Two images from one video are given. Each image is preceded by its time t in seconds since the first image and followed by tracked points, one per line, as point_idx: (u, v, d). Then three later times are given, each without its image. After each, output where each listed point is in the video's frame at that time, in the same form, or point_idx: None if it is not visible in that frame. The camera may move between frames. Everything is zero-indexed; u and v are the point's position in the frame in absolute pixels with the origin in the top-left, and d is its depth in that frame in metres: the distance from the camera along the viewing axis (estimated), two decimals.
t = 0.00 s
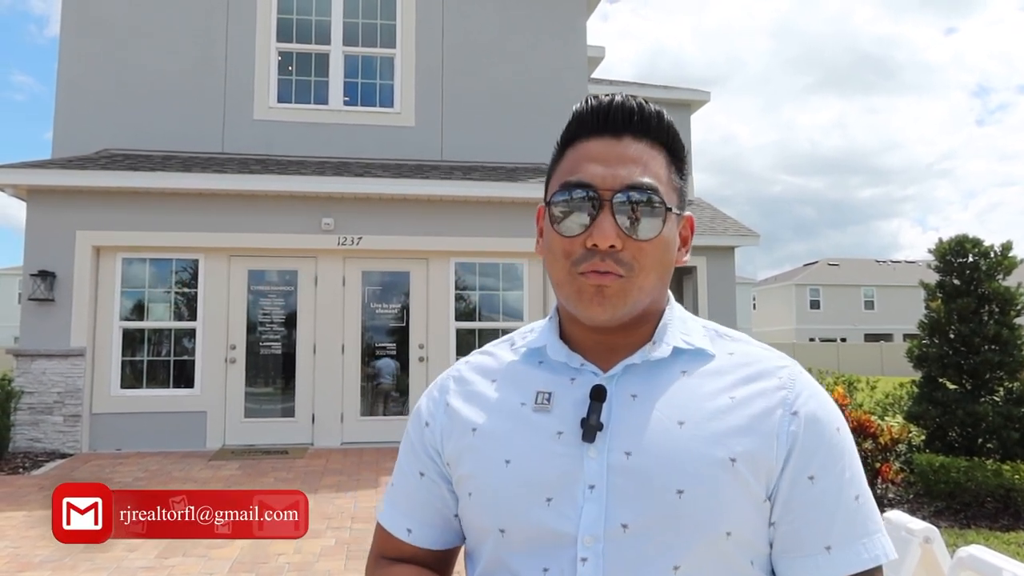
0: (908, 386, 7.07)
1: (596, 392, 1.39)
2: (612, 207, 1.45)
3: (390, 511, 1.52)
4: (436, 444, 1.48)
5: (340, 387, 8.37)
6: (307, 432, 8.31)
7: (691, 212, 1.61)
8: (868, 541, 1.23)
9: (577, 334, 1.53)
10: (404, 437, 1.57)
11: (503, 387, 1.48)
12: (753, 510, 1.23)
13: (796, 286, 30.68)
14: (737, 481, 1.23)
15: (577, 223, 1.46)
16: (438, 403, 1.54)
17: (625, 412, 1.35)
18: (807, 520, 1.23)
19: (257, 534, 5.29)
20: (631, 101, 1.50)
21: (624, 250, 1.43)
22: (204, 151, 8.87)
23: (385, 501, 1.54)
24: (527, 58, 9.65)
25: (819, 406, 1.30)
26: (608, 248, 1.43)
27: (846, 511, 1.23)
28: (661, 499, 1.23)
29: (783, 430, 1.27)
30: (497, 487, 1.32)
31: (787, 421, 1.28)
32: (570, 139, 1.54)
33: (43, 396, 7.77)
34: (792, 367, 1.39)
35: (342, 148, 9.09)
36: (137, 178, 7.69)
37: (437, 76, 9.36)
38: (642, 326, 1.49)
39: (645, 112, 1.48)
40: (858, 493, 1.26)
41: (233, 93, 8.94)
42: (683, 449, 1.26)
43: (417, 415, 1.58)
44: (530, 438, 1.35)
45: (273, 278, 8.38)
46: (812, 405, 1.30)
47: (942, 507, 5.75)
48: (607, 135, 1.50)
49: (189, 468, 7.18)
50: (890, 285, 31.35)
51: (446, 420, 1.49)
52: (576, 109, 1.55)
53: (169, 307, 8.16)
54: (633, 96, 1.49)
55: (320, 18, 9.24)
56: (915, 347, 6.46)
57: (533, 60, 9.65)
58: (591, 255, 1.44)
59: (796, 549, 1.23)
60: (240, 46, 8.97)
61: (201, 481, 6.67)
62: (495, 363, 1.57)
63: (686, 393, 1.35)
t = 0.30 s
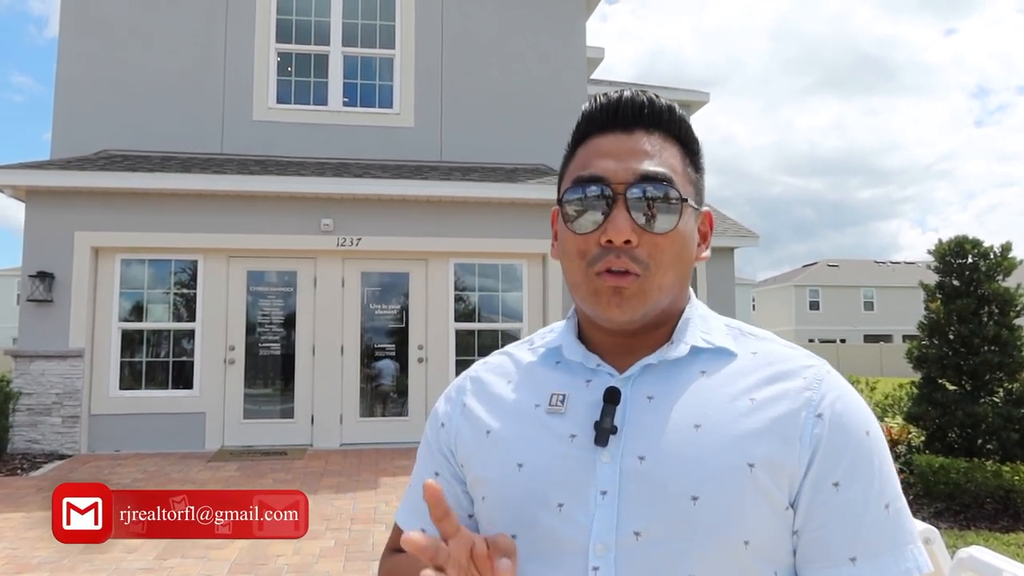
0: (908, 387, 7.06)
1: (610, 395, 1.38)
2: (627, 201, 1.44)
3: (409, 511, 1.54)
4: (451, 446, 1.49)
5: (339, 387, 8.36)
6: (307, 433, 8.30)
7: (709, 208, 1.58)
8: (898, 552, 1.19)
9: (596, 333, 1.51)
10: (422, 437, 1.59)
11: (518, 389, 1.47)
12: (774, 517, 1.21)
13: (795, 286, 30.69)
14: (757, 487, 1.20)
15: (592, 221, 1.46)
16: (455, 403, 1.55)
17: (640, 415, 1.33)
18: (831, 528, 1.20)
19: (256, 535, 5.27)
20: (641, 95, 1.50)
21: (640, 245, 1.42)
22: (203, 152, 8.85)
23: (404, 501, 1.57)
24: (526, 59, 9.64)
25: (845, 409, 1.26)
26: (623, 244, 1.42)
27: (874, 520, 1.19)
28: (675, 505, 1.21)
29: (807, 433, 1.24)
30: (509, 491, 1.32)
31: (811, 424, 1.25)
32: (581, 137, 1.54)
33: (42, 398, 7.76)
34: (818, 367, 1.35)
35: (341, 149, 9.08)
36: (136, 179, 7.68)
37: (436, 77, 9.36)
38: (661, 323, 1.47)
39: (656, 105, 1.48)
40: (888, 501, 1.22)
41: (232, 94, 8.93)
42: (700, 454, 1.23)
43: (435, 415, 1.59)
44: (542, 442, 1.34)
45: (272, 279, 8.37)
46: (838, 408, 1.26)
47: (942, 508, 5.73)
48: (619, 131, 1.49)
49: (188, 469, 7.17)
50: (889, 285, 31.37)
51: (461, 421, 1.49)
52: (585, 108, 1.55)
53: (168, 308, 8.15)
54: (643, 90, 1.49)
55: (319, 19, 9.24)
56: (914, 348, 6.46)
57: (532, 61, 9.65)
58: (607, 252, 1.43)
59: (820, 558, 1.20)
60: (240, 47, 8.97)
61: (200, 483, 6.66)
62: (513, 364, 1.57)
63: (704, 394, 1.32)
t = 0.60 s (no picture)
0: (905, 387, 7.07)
1: (613, 399, 1.37)
2: (635, 203, 1.44)
3: (416, 513, 1.56)
4: (456, 450, 1.50)
5: (337, 387, 8.36)
6: (305, 432, 8.29)
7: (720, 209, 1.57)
8: (907, 564, 1.17)
9: (601, 334, 1.52)
10: (428, 440, 1.61)
11: (522, 392, 1.48)
12: (778, 525, 1.19)
13: (794, 286, 30.70)
14: (760, 494, 1.19)
15: (599, 221, 1.46)
16: (461, 406, 1.56)
17: (642, 420, 1.33)
18: (838, 537, 1.18)
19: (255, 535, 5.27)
20: (654, 95, 1.49)
21: (647, 247, 1.42)
22: (201, 151, 8.84)
23: (411, 504, 1.59)
24: (525, 58, 9.64)
25: (853, 416, 1.24)
26: (630, 246, 1.43)
27: (881, 531, 1.17)
28: (676, 512, 1.21)
29: (812, 441, 1.23)
30: (512, 496, 1.33)
31: (817, 431, 1.23)
32: (593, 136, 1.54)
33: (40, 397, 7.75)
34: (826, 372, 1.34)
35: (340, 148, 9.07)
36: (134, 178, 7.67)
37: (435, 76, 9.35)
38: (668, 325, 1.47)
39: (668, 105, 1.47)
40: (897, 511, 1.20)
41: (231, 93, 8.92)
42: (702, 460, 1.23)
43: (441, 419, 1.61)
44: (545, 447, 1.34)
45: (271, 278, 8.36)
46: (845, 414, 1.24)
47: (940, 507, 5.73)
48: (630, 131, 1.49)
49: (186, 469, 7.17)
50: (888, 285, 31.39)
51: (465, 425, 1.50)
52: (597, 107, 1.55)
53: (166, 308, 8.14)
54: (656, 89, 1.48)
55: (318, 18, 9.23)
56: (912, 348, 6.47)
57: (532, 60, 9.64)
58: (613, 253, 1.44)
59: (825, 568, 1.19)
60: (239, 46, 8.96)
61: (198, 482, 6.65)
62: (519, 367, 1.58)
63: (707, 399, 1.31)
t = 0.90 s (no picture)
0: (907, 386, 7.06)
1: (601, 401, 1.37)
2: (619, 202, 1.43)
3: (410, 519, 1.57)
4: (448, 454, 1.50)
5: (338, 386, 8.35)
6: (306, 432, 8.29)
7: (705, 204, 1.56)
8: (900, 563, 1.16)
9: (589, 335, 1.51)
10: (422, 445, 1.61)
11: (512, 395, 1.48)
12: (769, 525, 1.18)
13: (794, 286, 30.68)
14: (749, 495, 1.18)
15: (584, 223, 1.46)
16: (452, 410, 1.56)
17: (630, 422, 1.32)
18: (829, 535, 1.17)
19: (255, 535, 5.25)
20: (632, 93, 1.49)
21: (633, 245, 1.41)
22: (202, 151, 8.84)
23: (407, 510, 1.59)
24: (525, 58, 9.63)
25: (843, 414, 1.22)
26: (615, 245, 1.42)
27: (872, 529, 1.16)
28: (665, 514, 1.20)
29: (803, 439, 1.21)
30: (502, 500, 1.33)
31: (807, 430, 1.21)
32: (573, 138, 1.54)
33: (40, 397, 7.74)
34: (817, 369, 1.32)
35: (340, 148, 9.06)
36: (134, 178, 7.67)
37: (435, 76, 9.35)
38: (657, 323, 1.45)
39: (647, 103, 1.46)
40: (890, 510, 1.18)
41: (231, 93, 8.91)
42: (691, 461, 1.21)
43: (433, 423, 1.61)
44: (533, 450, 1.34)
45: (271, 278, 8.36)
46: (835, 412, 1.22)
47: (941, 507, 5.72)
48: (609, 130, 1.48)
49: (186, 469, 7.16)
50: (889, 285, 31.36)
51: (457, 429, 1.50)
52: (576, 108, 1.55)
53: (167, 308, 8.14)
54: (633, 87, 1.48)
55: (318, 18, 9.22)
56: (913, 348, 6.46)
57: (532, 61, 9.64)
58: (598, 254, 1.43)
59: (818, 569, 1.17)
60: (239, 46, 8.95)
61: (198, 482, 6.65)
62: (509, 370, 1.58)
63: (695, 399, 1.30)
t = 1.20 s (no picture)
0: (907, 384, 7.06)
1: (587, 402, 1.37)
2: (603, 201, 1.43)
3: (388, 523, 1.56)
4: (428, 457, 1.49)
5: (339, 384, 8.36)
6: (307, 430, 8.30)
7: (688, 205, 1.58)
8: (883, 560, 1.18)
9: (574, 335, 1.51)
10: (400, 447, 1.59)
11: (494, 396, 1.47)
12: (756, 525, 1.19)
13: (795, 284, 30.68)
14: (737, 494, 1.19)
15: (568, 222, 1.46)
16: (432, 412, 1.55)
17: (617, 423, 1.32)
18: (814, 534, 1.18)
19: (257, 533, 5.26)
20: (615, 95, 1.50)
21: (617, 245, 1.41)
22: (203, 150, 8.85)
23: (383, 514, 1.58)
24: (526, 57, 9.62)
25: (828, 414, 1.24)
26: (599, 244, 1.42)
27: (857, 527, 1.18)
28: (654, 514, 1.20)
29: (789, 439, 1.22)
30: (487, 502, 1.32)
31: (793, 429, 1.23)
32: (556, 138, 1.55)
33: (42, 395, 7.77)
34: (801, 370, 1.34)
35: (341, 147, 9.07)
36: (135, 176, 7.68)
37: (436, 74, 9.35)
38: (640, 323, 1.46)
39: (631, 103, 1.48)
40: (873, 508, 1.20)
41: (232, 92, 8.92)
42: (680, 460, 1.22)
43: (411, 425, 1.59)
44: (518, 451, 1.33)
45: (273, 276, 8.37)
46: (820, 412, 1.24)
47: (942, 505, 5.73)
48: (593, 131, 1.49)
49: (188, 466, 7.17)
50: (890, 283, 31.35)
51: (437, 431, 1.49)
52: (559, 109, 1.55)
53: (168, 306, 8.15)
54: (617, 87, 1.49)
55: (319, 16, 9.22)
56: (914, 346, 6.46)
57: (533, 59, 9.64)
58: (582, 253, 1.43)
59: (803, 568, 1.19)
60: (240, 45, 8.96)
61: (200, 480, 6.66)
62: (489, 371, 1.57)
63: (682, 400, 1.31)
